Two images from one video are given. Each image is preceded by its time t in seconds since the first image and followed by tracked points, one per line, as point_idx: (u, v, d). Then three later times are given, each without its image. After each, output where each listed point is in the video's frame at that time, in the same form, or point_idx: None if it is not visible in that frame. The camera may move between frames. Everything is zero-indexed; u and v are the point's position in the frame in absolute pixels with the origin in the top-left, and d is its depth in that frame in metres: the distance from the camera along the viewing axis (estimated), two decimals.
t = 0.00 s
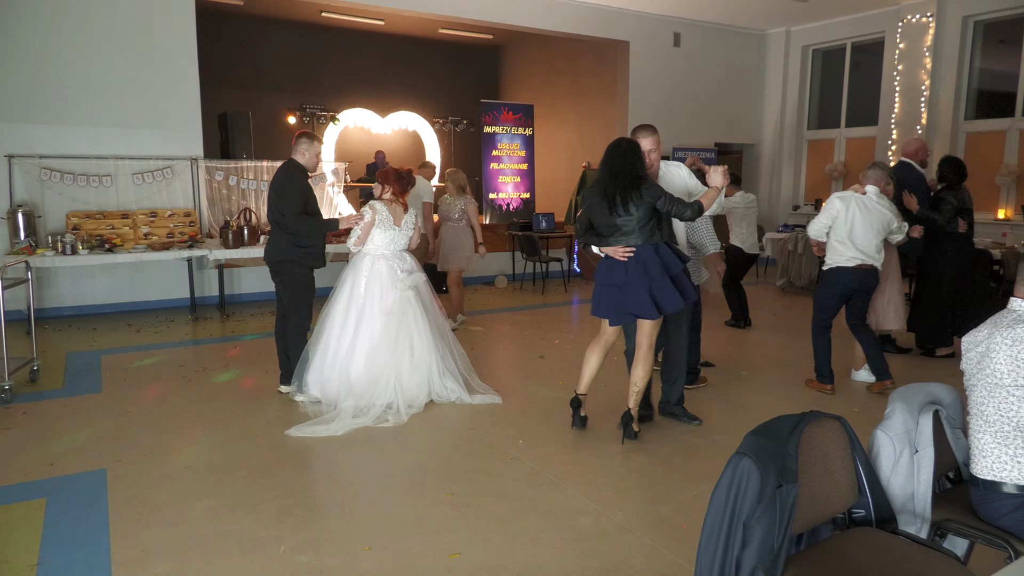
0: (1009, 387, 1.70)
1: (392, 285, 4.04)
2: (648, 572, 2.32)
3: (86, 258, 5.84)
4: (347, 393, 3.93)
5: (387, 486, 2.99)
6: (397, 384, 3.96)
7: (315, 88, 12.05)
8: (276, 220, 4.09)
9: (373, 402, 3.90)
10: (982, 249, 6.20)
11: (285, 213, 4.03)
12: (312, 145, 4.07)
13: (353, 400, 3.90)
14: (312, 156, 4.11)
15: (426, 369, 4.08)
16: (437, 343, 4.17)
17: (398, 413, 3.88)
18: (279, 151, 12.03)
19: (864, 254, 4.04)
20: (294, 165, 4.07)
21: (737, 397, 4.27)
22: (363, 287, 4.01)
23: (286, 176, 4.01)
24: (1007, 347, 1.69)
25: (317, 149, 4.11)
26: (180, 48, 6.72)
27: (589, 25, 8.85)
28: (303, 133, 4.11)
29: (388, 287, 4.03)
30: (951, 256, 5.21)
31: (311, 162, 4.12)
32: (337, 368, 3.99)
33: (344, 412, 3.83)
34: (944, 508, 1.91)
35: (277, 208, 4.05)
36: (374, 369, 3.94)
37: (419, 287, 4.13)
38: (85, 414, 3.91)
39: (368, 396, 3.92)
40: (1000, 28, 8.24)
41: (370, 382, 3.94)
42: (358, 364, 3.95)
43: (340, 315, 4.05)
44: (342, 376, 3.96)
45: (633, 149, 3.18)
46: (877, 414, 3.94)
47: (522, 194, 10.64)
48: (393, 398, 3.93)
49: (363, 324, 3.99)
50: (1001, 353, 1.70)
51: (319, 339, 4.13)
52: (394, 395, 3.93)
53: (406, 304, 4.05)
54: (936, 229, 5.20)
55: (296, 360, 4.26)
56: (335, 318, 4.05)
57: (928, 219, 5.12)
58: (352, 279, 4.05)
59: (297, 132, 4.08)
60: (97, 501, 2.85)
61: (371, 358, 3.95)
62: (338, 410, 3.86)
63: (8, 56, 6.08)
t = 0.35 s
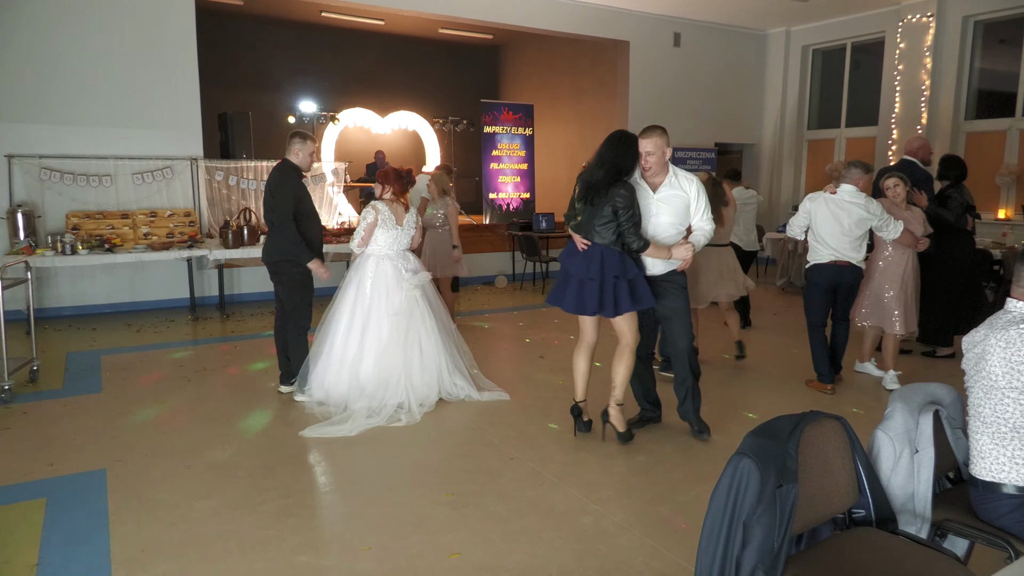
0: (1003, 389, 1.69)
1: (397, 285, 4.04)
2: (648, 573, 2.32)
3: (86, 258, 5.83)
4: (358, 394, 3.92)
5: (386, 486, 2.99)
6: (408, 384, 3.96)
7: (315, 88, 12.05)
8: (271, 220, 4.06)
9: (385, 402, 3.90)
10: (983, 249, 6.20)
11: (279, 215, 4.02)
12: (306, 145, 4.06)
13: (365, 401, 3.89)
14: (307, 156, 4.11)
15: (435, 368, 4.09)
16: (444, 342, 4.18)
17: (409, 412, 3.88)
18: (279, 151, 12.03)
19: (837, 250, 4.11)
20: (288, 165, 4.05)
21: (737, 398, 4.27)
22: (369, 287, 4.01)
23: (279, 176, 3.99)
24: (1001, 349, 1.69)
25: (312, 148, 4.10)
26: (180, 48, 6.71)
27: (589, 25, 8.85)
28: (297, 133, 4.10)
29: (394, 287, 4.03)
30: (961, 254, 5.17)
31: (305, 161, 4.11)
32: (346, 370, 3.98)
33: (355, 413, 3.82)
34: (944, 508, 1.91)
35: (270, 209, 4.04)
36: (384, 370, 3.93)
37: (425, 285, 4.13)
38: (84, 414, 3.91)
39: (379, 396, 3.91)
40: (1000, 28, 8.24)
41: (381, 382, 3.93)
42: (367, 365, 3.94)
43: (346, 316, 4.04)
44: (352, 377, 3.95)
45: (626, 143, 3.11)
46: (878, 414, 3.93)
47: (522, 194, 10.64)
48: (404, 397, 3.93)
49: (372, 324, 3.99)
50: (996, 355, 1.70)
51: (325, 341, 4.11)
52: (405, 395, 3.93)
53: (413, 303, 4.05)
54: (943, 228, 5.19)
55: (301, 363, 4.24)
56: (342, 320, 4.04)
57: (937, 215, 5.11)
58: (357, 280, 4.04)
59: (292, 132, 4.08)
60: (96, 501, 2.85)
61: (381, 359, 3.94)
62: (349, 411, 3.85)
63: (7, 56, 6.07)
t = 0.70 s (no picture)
0: (1001, 393, 1.70)
1: (399, 285, 4.04)
2: (648, 573, 2.32)
3: (86, 258, 5.83)
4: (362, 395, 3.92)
5: (386, 486, 2.99)
6: (411, 384, 3.96)
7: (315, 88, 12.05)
8: (264, 221, 4.02)
9: (389, 402, 3.89)
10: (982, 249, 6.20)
11: (271, 215, 4.00)
12: (303, 145, 4.06)
13: (369, 401, 3.89)
14: (305, 157, 4.10)
15: (437, 368, 4.10)
16: (445, 342, 4.18)
17: (413, 412, 3.88)
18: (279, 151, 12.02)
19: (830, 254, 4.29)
20: (285, 165, 4.05)
21: (737, 398, 4.27)
22: (371, 288, 4.01)
23: (274, 177, 3.99)
24: (1000, 352, 1.69)
25: (308, 149, 4.10)
26: (180, 48, 6.72)
27: (589, 25, 8.85)
28: (295, 134, 4.10)
29: (395, 287, 4.04)
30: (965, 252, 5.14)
31: (301, 163, 4.11)
32: (349, 371, 3.99)
33: (360, 414, 3.82)
34: (944, 508, 1.91)
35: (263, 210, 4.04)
36: (386, 370, 3.93)
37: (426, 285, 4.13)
38: (84, 414, 3.91)
39: (383, 396, 3.91)
40: (1000, 28, 8.24)
41: (384, 383, 3.93)
42: (371, 366, 3.94)
43: (348, 316, 4.04)
44: (355, 378, 3.95)
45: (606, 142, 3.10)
46: (879, 414, 3.93)
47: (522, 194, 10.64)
48: (407, 398, 3.93)
49: (374, 325, 3.99)
50: (994, 358, 1.70)
51: (327, 341, 4.11)
52: (409, 395, 3.93)
53: (415, 302, 4.05)
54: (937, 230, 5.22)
55: (303, 364, 4.23)
56: (345, 320, 4.04)
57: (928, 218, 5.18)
58: (359, 281, 4.04)
59: (290, 132, 4.08)
60: (96, 500, 2.85)
61: (385, 359, 3.94)
62: (353, 412, 3.84)
63: (7, 56, 6.07)
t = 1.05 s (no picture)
0: (1000, 395, 1.71)
1: (399, 285, 4.05)
2: (648, 573, 2.32)
3: (86, 258, 5.83)
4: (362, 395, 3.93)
5: (386, 486, 2.99)
6: (411, 384, 3.95)
7: (315, 88, 12.05)
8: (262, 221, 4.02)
9: (389, 402, 3.89)
10: (982, 249, 6.20)
11: (267, 216, 3.99)
12: (300, 144, 4.05)
13: (369, 401, 3.89)
14: (302, 156, 4.10)
15: (437, 368, 4.10)
16: (445, 343, 4.18)
17: (413, 413, 3.88)
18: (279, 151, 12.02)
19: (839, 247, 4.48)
20: (283, 165, 4.05)
21: (737, 398, 4.27)
22: (371, 288, 4.02)
23: (272, 176, 3.99)
24: (999, 354, 1.69)
25: (306, 149, 4.10)
26: (180, 48, 6.72)
27: (589, 25, 8.85)
28: (292, 134, 4.10)
29: (396, 287, 4.04)
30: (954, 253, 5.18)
31: (299, 162, 4.11)
32: (349, 371, 3.99)
33: (360, 414, 3.82)
34: (944, 508, 1.91)
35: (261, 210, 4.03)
36: (387, 370, 3.93)
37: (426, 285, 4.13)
38: (84, 415, 3.91)
39: (383, 397, 3.91)
40: (1000, 28, 8.25)
41: (384, 383, 3.93)
42: (371, 366, 3.94)
43: (348, 317, 4.04)
44: (355, 378, 3.95)
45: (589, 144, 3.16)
46: (878, 415, 3.94)
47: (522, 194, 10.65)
48: (407, 398, 3.93)
49: (374, 325, 3.99)
50: (993, 359, 1.71)
51: (327, 342, 4.11)
52: (409, 395, 3.93)
53: (415, 303, 4.05)
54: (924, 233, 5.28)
55: (304, 364, 4.23)
56: (345, 320, 4.05)
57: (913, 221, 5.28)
58: (359, 281, 4.05)
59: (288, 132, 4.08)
60: (97, 501, 2.85)
61: (384, 360, 3.94)
62: (353, 413, 3.84)
63: (7, 56, 6.07)
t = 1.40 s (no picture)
0: (995, 395, 1.74)
1: (398, 285, 4.04)
2: (648, 572, 2.32)
3: (86, 258, 5.83)
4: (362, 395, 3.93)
5: (386, 486, 2.99)
6: (411, 384, 3.95)
7: (315, 89, 12.05)
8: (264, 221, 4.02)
9: (389, 403, 3.89)
10: (982, 249, 6.20)
11: (269, 216, 3.99)
12: (302, 145, 4.06)
13: (369, 401, 3.89)
14: (304, 157, 4.11)
15: (437, 368, 4.10)
16: (445, 342, 4.17)
17: (413, 413, 3.88)
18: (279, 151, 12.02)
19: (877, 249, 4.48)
20: (285, 165, 4.06)
21: (737, 398, 4.27)
22: (371, 288, 4.02)
23: (275, 174, 3.99)
24: (990, 352, 1.74)
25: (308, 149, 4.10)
26: (180, 48, 6.72)
27: (589, 25, 8.85)
28: (294, 134, 4.11)
29: (396, 287, 4.04)
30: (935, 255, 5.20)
31: (301, 163, 4.11)
32: (349, 371, 3.99)
33: (360, 414, 3.82)
34: (944, 508, 1.91)
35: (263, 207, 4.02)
36: (387, 370, 3.92)
37: (426, 285, 4.13)
38: (84, 414, 3.91)
39: (383, 397, 3.90)
40: (1000, 28, 8.24)
41: (384, 383, 3.92)
42: (370, 366, 3.94)
43: (349, 317, 4.04)
44: (355, 378, 3.95)
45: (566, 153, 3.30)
46: (878, 414, 3.94)
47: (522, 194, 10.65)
48: (407, 398, 3.92)
49: (374, 325, 3.99)
50: (985, 359, 1.75)
51: (327, 342, 4.11)
52: (408, 395, 3.92)
53: (415, 302, 4.05)
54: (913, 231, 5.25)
55: (304, 363, 4.23)
56: (345, 320, 4.05)
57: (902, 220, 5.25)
58: (358, 281, 4.05)
59: (290, 132, 4.09)
60: (98, 501, 2.85)
61: (384, 360, 3.94)
62: (353, 413, 3.84)
63: (7, 56, 6.07)
